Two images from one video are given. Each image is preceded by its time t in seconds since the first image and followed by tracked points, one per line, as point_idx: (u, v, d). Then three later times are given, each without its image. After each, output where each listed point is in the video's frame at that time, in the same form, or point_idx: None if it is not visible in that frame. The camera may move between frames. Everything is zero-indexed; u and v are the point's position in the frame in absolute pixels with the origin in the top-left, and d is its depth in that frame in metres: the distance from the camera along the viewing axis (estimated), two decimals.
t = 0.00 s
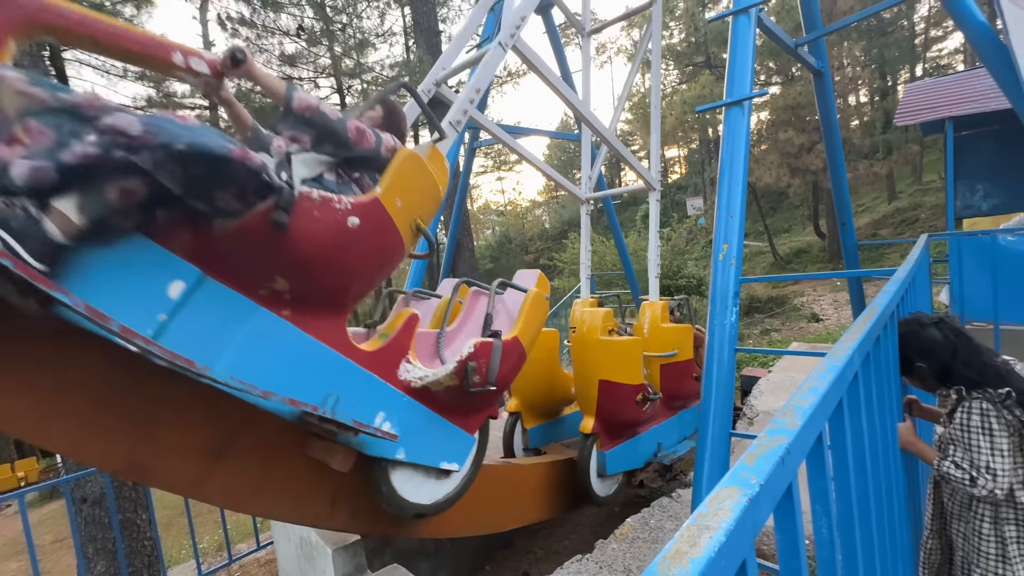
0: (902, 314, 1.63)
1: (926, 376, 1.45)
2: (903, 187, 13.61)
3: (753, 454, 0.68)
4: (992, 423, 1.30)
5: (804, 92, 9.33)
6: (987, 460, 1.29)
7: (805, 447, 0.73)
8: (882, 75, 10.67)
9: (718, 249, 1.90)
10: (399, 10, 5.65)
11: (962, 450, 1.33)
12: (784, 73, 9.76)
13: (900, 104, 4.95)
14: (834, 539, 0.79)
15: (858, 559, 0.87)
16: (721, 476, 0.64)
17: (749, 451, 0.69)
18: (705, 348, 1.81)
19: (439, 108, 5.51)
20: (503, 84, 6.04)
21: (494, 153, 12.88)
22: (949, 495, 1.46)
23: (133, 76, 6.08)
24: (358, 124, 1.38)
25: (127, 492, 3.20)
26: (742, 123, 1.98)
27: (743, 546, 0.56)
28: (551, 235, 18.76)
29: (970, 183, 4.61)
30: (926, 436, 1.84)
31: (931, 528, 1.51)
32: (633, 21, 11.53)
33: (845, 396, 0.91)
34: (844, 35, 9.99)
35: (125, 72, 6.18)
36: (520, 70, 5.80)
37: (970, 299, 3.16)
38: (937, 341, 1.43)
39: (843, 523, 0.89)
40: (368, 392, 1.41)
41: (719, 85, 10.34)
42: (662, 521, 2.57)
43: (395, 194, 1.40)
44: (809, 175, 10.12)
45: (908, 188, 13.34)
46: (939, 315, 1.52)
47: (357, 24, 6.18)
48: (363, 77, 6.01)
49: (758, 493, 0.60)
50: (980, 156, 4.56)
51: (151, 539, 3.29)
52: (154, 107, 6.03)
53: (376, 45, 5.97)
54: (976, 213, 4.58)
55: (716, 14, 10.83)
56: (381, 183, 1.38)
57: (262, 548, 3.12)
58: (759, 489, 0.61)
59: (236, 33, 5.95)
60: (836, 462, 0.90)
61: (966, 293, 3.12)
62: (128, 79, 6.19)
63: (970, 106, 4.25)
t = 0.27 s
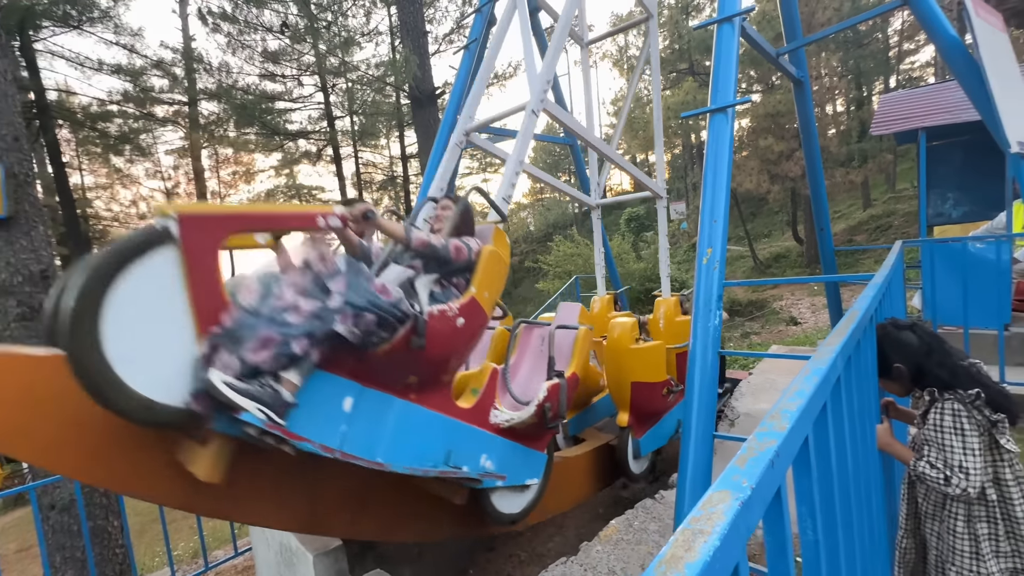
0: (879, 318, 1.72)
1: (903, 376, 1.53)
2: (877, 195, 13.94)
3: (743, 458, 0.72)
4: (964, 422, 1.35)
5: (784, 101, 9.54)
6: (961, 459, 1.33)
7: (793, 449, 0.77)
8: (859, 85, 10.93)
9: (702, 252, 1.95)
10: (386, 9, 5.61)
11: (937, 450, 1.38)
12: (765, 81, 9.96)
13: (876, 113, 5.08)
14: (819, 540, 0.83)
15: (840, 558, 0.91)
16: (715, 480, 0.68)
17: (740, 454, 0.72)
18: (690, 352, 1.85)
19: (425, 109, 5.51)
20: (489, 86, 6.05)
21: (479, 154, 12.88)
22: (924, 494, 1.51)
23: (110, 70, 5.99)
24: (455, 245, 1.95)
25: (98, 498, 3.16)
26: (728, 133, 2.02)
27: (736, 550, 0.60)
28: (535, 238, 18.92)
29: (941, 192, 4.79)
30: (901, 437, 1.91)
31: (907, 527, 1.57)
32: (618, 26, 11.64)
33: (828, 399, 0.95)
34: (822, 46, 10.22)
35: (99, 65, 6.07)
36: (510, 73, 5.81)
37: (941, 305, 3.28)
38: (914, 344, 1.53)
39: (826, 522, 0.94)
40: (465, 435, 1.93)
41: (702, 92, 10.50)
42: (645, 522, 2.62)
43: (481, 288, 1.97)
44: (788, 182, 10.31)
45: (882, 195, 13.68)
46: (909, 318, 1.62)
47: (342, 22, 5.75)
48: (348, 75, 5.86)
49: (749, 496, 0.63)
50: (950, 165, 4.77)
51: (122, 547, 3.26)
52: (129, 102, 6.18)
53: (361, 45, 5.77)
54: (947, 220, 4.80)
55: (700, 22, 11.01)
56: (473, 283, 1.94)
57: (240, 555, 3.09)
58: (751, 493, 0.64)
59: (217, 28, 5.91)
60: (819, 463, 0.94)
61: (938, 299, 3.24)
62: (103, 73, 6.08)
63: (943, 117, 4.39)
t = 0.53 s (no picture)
0: (857, 331, 1.78)
1: (879, 390, 1.59)
2: (849, 206, 14.39)
3: (733, 480, 0.76)
4: (935, 435, 1.43)
5: (762, 114, 9.82)
6: (931, 469, 1.41)
7: (779, 469, 0.81)
8: (833, 99, 11.27)
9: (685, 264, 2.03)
10: (373, 11, 5.61)
11: (909, 461, 1.45)
12: (744, 93, 10.23)
13: (850, 128, 5.24)
14: (802, 555, 0.89)
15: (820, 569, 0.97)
16: (708, 504, 0.72)
17: (730, 477, 0.77)
18: (673, 359, 1.92)
19: (411, 111, 5.47)
20: (475, 90, 6.07)
21: (464, 158, 12.86)
22: (896, 504, 1.59)
23: (82, 61, 5.80)
24: (539, 327, 2.85)
25: (62, 508, 3.08)
26: (709, 147, 2.10)
27: (731, 572, 0.64)
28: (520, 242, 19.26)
29: (910, 206, 5.05)
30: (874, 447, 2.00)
31: (880, 536, 1.65)
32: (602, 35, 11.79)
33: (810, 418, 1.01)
34: (799, 61, 10.53)
35: (71, 57, 5.89)
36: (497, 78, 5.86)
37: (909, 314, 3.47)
38: (888, 357, 1.58)
39: (809, 537, 0.99)
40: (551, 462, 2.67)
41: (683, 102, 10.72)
42: (627, 530, 2.68)
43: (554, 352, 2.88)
44: (766, 192, 10.56)
45: (854, 207, 14.14)
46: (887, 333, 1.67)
47: (327, 21, 5.74)
48: (332, 75, 5.80)
49: (741, 521, 0.67)
50: (920, 179, 5.01)
51: (87, 560, 3.18)
52: (102, 95, 5.89)
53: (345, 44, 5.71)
54: (915, 233, 5.05)
55: (683, 33, 11.28)
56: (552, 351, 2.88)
57: (214, 566, 3.02)
58: (744, 517, 0.68)
59: (197, 23, 5.79)
60: (802, 480, 1.00)
61: (907, 309, 3.39)
62: (75, 65, 5.89)
63: (912, 135, 4.57)
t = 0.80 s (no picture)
0: (818, 361, 1.86)
1: (840, 423, 1.66)
2: (810, 226, 15.01)
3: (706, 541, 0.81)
4: (896, 469, 1.52)
5: (729, 136, 10.19)
6: (890, 502, 1.53)
7: (750, 524, 0.86)
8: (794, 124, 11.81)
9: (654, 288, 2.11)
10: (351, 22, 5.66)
11: (872, 492, 1.56)
12: (713, 115, 10.66)
13: (811, 156, 5.39)
14: None
15: None
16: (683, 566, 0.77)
17: (704, 537, 0.82)
18: (644, 386, 1.98)
19: (385, 122, 5.51)
20: (451, 103, 6.12)
21: (438, 169, 12.89)
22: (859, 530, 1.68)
23: (36, 56, 5.54)
24: (583, 373, 3.19)
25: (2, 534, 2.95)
26: (677, 176, 2.20)
27: None
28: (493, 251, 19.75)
29: (865, 231, 5.35)
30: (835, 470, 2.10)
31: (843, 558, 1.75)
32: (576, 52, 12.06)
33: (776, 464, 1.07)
34: (762, 87, 10.99)
35: (24, 51, 5.65)
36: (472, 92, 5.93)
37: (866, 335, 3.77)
38: (845, 389, 1.66)
39: None
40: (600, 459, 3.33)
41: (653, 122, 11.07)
42: (595, 554, 2.72)
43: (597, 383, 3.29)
44: (732, 212, 10.95)
45: (814, 226, 14.77)
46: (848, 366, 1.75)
47: (301, 27, 5.79)
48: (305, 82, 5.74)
49: None
50: (874, 205, 5.30)
51: None
52: (57, 91, 5.59)
53: (320, 52, 5.67)
54: (870, 257, 5.35)
55: (655, 56, 11.70)
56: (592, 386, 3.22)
57: None
58: None
59: (164, 23, 5.67)
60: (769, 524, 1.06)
61: (865, 331, 3.72)
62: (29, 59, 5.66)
63: (867, 165, 4.84)
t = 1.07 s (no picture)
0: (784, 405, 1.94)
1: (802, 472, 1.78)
2: (773, 254, 15.67)
3: None
4: (861, 518, 1.68)
5: (697, 166, 10.62)
6: (854, 551, 1.67)
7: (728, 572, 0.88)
8: (757, 157, 12.32)
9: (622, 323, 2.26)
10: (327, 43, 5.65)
11: (836, 540, 1.69)
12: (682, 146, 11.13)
13: (774, 193, 5.61)
14: None
15: None
16: None
17: None
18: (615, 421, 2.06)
19: (361, 145, 5.47)
20: (429, 125, 6.19)
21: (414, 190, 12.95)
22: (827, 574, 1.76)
23: None
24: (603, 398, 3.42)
25: None
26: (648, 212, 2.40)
27: None
28: (468, 272, 22.11)
29: (825, 263, 5.61)
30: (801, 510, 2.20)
31: None
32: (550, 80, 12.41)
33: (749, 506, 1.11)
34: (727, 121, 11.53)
35: None
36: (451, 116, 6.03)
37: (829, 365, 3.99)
38: (810, 436, 1.75)
39: None
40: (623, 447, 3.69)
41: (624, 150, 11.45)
42: None
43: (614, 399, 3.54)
44: (701, 238, 11.36)
45: (778, 254, 15.42)
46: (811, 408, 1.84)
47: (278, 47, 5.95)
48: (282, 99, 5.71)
49: None
50: (833, 239, 5.58)
51: None
52: (15, 97, 5.35)
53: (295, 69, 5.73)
54: (830, 288, 5.62)
55: (627, 87, 12.16)
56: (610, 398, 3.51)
57: None
58: None
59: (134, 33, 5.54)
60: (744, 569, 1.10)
61: (826, 360, 3.98)
62: None
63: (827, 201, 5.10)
